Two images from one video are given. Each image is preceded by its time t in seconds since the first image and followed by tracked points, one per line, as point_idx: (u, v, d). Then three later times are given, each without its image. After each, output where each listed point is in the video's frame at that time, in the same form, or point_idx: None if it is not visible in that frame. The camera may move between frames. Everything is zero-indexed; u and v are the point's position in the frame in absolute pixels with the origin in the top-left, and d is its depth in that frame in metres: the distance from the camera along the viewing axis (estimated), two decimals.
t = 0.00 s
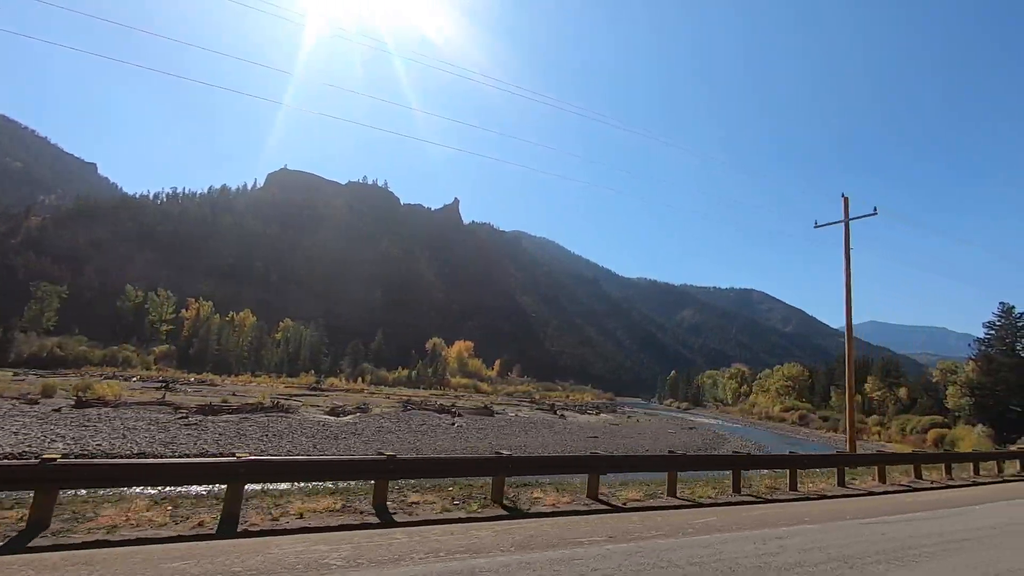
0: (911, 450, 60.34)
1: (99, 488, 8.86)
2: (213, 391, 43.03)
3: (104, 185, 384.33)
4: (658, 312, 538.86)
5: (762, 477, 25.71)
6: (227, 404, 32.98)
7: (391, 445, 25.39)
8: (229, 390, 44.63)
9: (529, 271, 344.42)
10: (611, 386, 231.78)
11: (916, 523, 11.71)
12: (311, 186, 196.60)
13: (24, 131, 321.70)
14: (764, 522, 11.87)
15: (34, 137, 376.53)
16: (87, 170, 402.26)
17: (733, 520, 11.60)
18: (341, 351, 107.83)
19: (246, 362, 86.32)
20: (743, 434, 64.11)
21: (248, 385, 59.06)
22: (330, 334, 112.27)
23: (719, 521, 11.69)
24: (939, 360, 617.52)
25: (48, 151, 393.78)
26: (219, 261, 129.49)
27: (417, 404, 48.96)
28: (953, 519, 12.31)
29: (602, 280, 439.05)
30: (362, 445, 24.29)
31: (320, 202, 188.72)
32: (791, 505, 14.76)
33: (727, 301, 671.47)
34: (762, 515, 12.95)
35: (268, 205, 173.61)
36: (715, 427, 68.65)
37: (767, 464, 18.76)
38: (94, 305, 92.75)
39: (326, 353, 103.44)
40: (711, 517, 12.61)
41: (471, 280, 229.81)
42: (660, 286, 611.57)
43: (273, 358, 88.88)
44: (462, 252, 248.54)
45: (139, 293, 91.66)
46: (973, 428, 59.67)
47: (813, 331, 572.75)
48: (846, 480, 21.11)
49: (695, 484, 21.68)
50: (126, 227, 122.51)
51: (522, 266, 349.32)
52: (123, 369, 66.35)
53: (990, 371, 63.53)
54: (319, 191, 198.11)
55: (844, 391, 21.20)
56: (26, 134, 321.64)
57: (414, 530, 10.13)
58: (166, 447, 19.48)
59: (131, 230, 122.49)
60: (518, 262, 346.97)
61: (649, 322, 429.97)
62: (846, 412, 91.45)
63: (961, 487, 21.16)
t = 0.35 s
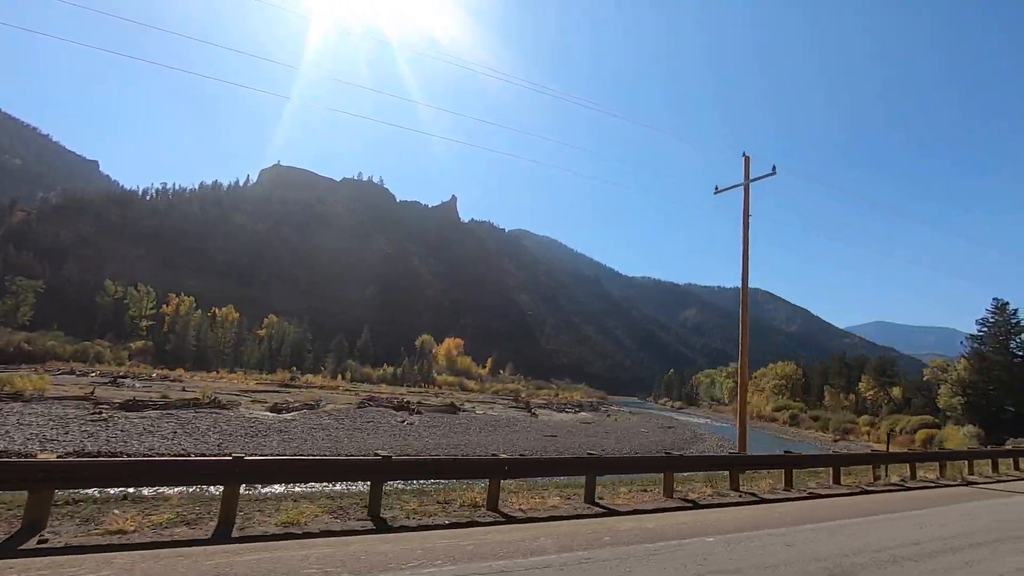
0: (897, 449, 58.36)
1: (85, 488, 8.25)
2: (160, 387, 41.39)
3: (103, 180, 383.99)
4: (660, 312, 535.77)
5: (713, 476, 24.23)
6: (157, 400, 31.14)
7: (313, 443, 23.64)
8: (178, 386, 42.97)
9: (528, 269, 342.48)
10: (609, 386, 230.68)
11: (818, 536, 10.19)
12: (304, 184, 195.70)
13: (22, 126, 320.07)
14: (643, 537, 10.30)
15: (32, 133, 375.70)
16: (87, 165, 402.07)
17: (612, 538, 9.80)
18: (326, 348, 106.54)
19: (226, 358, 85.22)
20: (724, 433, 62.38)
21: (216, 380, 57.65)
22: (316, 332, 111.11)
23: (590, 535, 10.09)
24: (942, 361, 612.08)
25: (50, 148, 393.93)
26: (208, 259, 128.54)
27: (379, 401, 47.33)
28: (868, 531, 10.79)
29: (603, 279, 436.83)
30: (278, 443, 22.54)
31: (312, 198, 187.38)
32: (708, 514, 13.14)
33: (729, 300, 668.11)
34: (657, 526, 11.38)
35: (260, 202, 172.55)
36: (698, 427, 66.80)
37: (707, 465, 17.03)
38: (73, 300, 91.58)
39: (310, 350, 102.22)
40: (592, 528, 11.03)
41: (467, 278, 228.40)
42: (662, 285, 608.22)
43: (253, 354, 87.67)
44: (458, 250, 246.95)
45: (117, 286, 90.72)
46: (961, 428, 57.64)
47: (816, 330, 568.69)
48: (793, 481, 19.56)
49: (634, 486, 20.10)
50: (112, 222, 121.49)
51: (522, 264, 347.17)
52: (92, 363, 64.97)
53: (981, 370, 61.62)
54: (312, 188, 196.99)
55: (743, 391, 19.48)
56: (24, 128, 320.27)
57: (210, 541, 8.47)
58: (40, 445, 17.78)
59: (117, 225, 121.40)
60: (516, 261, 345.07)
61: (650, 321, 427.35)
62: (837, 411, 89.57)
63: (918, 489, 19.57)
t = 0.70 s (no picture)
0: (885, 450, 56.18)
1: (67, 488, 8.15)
2: (108, 380, 40.01)
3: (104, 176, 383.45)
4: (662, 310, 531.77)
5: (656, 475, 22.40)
6: (85, 395, 29.42)
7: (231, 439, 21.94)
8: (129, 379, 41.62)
9: (528, 268, 340.55)
10: (607, 385, 228.33)
11: (700, 556, 8.55)
12: (298, 180, 194.45)
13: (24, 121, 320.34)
14: (516, 545, 8.69)
15: (35, 129, 376.20)
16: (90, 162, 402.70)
17: (426, 553, 8.19)
18: (311, 344, 105.25)
19: (206, 354, 83.95)
20: (706, 433, 60.43)
21: (183, 375, 56.16)
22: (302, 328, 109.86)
23: (451, 547, 8.50)
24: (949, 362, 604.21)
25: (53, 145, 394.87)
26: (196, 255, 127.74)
27: (340, 396, 45.81)
28: (761, 545, 9.13)
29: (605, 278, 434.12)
30: (189, 441, 20.89)
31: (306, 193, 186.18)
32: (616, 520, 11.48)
33: (734, 299, 663.03)
34: (541, 532, 9.86)
35: (253, 197, 171.52)
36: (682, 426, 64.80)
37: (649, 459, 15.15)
38: (54, 295, 90.58)
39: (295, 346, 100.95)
40: (461, 536, 9.34)
41: (464, 275, 226.66)
42: (666, 284, 604.42)
43: (234, 348, 86.35)
44: (457, 246, 245.15)
45: (98, 281, 89.64)
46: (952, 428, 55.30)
47: (822, 330, 562.91)
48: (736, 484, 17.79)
49: (568, 480, 18.46)
50: (100, 215, 120.47)
51: (521, 262, 344.38)
52: (59, 357, 63.69)
53: (976, 369, 59.27)
54: (306, 184, 195.88)
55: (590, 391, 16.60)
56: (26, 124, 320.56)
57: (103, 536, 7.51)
58: None
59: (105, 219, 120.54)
60: (516, 259, 343.07)
61: (653, 320, 424.11)
62: (830, 411, 87.27)
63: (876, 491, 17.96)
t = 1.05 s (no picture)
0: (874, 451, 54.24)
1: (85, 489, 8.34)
2: (56, 375, 38.74)
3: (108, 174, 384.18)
4: (666, 309, 527.97)
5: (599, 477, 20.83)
6: (7, 389, 28.04)
7: (135, 435, 20.64)
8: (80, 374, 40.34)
9: (530, 266, 338.61)
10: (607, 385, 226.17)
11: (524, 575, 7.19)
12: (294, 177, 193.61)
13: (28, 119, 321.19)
14: (307, 562, 7.35)
15: (39, 127, 377.42)
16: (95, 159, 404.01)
17: (187, 566, 6.89)
18: (298, 342, 104.22)
19: (188, 350, 83.00)
20: (689, 433, 58.66)
21: (151, 371, 55.00)
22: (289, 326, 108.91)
23: (227, 563, 7.18)
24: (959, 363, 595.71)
25: (59, 143, 396.70)
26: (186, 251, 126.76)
27: (301, 393, 44.40)
28: (612, 563, 7.71)
29: (608, 277, 431.44)
30: (87, 438, 19.58)
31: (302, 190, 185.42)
32: (475, 534, 10.13)
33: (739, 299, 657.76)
34: (363, 545, 8.54)
35: (247, 193, 170.82)
36: (664, 425, 63.01)
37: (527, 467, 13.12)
38: (37, 290, 89.80)
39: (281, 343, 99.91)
40: (255, 547, 8.07)
41: (463, 274, 225.39)
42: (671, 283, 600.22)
43: (216, 345, 85.30)
44: (456, 244, 243.85)
45: (80, 276, 88.94)
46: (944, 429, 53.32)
47: (828, 330, 556.94)
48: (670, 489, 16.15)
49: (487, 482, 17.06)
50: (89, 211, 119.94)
51: (522, 261, 342.20)
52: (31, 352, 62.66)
53: (970, 367, 57.23)
54: (302, 181, 195.11)
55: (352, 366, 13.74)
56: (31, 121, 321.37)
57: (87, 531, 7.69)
58: None
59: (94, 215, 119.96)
60: (518, 257, 341.21)
61: (656, 320, 420.93)
62: (824, 412, 85.23)
63: (815, 496, 16.48)
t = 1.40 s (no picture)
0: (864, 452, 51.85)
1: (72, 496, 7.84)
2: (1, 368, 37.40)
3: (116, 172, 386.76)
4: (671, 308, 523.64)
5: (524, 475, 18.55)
6: None
7: (18, 430, 19.08)
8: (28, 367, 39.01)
9: (532, 264, 336.31)
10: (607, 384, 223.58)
11: None
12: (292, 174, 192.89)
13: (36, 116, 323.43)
14: None
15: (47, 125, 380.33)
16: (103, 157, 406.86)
17: None
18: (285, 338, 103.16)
19: (169, 346, 81.97)
20: (673, 433, 56.45)
21: (117, 366, 53.75)
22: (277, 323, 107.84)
23: None
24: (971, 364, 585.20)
25: (67, 142, 399.90)
26: (178, 248, 126.28)
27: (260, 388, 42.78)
28: None
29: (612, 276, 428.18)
30: None
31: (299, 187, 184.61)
32: (280, 545, 8.30)
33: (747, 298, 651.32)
34: (86, 561, 6.85)
35: (243, 190, 170.08)
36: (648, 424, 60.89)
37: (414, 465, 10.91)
38: (21, 286, 89.33)
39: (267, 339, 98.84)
40: None
41: (462, 272, 223.77)
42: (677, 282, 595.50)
43: (199, 341, 84.31)
44: (455, 242, 242.06)
45: (63, 271, 88.22)
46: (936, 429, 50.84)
47: (837, 330, 549.62)
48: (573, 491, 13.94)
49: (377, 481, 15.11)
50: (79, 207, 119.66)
51: (524, 259, 340.11)
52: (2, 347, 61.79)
53: (966, 365, 54.68)
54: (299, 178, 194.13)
55: None
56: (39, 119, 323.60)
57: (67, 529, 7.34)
58: None
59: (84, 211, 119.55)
60: (520, 255, 339.17)
61: (661, 318, 417.00)
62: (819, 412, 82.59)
63: (751, 501, 14.49)
